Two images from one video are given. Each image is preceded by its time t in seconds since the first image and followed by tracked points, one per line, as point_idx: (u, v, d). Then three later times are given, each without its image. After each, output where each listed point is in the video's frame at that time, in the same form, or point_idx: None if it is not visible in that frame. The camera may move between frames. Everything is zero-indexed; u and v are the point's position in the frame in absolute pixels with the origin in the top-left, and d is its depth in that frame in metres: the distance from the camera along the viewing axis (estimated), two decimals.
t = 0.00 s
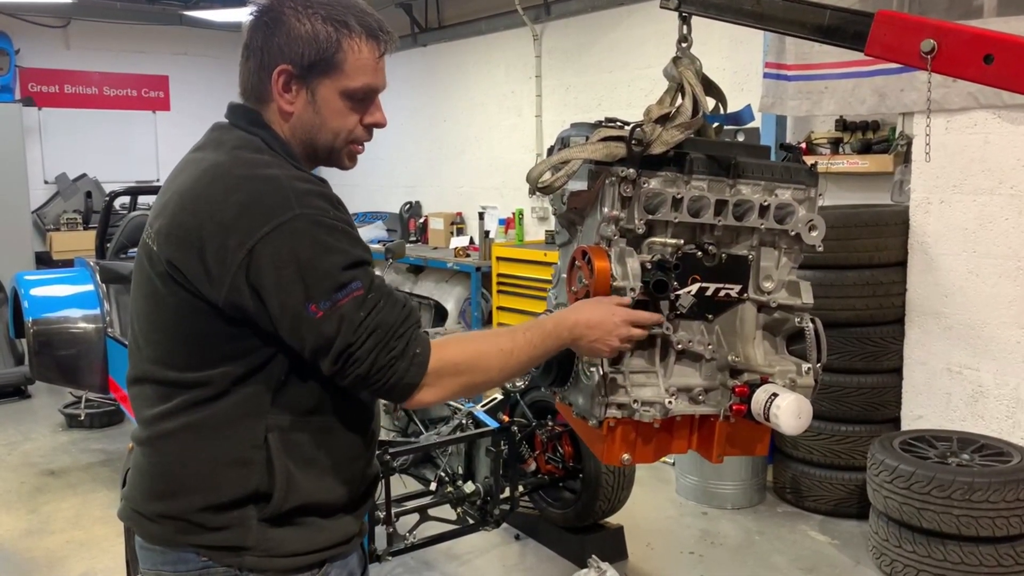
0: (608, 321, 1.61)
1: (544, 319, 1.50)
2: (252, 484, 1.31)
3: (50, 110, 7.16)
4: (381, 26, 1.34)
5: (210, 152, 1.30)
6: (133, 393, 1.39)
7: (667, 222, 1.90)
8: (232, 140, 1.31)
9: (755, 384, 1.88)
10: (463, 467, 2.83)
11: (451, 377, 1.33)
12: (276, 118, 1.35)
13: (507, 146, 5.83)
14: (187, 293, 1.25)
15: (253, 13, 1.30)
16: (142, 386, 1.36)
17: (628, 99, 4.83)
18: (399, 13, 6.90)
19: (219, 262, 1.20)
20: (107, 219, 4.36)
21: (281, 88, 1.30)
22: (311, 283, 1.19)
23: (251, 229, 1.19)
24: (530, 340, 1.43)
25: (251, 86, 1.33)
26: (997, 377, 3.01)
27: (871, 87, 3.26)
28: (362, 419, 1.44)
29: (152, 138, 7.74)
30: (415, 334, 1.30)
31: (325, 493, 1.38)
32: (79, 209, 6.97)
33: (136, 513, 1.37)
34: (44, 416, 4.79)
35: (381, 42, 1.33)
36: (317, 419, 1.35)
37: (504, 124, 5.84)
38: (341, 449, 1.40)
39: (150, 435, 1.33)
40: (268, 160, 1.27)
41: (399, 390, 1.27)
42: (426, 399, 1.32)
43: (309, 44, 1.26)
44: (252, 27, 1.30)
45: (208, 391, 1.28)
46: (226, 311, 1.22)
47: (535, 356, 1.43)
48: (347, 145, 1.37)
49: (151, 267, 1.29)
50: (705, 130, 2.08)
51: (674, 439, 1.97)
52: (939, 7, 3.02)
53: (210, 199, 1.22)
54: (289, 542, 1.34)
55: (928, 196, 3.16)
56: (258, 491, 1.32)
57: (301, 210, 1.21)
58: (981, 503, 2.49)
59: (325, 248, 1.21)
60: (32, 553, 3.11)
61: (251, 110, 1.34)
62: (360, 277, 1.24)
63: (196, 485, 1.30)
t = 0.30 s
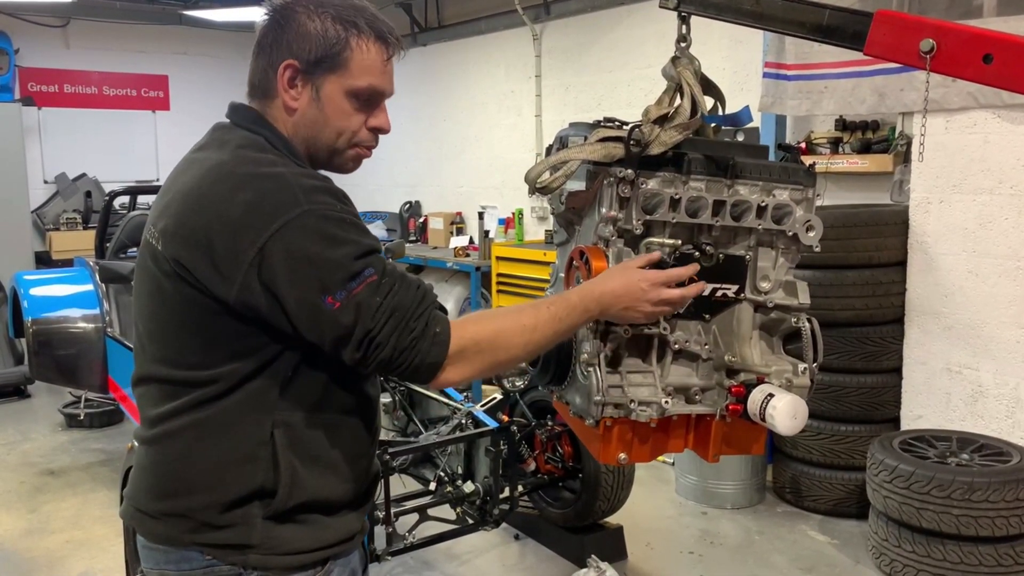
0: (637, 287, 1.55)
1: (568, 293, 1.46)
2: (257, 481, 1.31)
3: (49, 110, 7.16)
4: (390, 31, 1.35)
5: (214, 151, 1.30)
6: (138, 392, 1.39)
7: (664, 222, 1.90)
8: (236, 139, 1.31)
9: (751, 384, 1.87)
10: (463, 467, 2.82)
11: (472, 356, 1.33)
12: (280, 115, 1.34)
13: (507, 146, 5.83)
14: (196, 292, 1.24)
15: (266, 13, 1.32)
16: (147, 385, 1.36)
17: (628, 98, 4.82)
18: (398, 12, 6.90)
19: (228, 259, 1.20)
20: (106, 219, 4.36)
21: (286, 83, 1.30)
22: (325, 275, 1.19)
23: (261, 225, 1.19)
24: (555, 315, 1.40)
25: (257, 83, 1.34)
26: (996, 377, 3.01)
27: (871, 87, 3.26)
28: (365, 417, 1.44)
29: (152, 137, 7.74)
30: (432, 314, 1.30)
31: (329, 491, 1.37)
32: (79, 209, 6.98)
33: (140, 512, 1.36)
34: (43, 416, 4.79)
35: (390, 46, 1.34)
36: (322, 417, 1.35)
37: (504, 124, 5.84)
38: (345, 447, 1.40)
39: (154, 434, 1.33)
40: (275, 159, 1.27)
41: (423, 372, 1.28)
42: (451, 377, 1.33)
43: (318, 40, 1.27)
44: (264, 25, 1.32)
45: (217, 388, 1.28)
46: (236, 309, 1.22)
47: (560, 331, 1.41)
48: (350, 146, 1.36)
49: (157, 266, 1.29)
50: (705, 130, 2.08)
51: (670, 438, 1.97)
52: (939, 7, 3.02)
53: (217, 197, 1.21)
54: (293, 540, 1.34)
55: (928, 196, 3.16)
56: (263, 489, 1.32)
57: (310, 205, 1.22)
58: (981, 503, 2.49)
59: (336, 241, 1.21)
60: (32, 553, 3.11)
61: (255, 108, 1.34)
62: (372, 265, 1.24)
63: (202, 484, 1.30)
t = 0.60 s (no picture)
0: (638, 291, 1.53)
1: (573, 294, 1.46)
2: (258, 479, 1.30)
3: (49, 111, 7.15)
4: (400, 36, 1.35)
5: (223, 151, 1.30)
6: (141, 389, 1.38)
7: (666, 222, 1.90)
8: (245, 139, 1.31)
9: (755, 384, 1.87)
10: (462, 467, 2.82)
11: (478, 353, 1.34)
12: (289, 117, 1.34)
13: (507, 146, 5.83)
14: (202, 289, 1.24)
15: (276, 15, 1.31)
16: (151, 381, 1.35)
17: (628, 98, 4.82)
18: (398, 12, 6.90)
19: (235, 258, 1.19)
20: (105, 219, 4.35)
21: (296, 87, 1.30)
22: (332, 274, 1.19)
23: (269, 224, 1.19)
24: (563, 313, 1.40)
25: (267, 85, 1.33)
26: (996, 377, 3.00)
27: (870, 87, 3.25)
28: (367, 415, 1.43)
29: (152, 138, 7.74)
30: (439, 311, 1.31)
31: (330, 489, 1.37)
32: (78, 209, 6.97)
33: (142, 508, 1.36)
34: (43, 416, 4.78)
35: (399, 51, 1.34)
36: (324, 415, 1.35)
37: (504, 124, 5.83)
38: (347, 446, 1.39)
39: (158, 431, 1.33)
40: (282, 160, 1.27)
41: (432, 368, 1.28)
42: (460, 374, 1.33)
43: (329, 45, 1.27)
44: (274, 28, 1.31)
45: (221, 386, 1.28)
46: (242, 307, 1.21)
47: (568, 329, 1.40)
48: (357, 150, 1.36)
49: (162, 263, 1.28)
50: (705, 130, 2.07)
51: (673, 439, 1.97)
52: (939, 6, 3.02)
53: (224, 196, 1.21)
54: (294, 537, 1.34)
55: (928, 196, 3.16)
56: (264, 486, 1.31)
57: (317, 205, 1.22)
58: (981, 503, 2.49)
59: (343, 240, 1.21)
60: (32, 554, 3.11)
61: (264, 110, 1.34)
62: (379, 264, 1.25)
63: (204, 481, 1.30)
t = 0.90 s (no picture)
0: (640, 292, 1.53)
1: (574, 295, 1.46)
2: (258, 479, 1.30)
3: (50, 112, 7.16)
4: (401, 37, 1.35)
5: (225, 152, 1.30)
6: (143, 389, 1.38)
7: (669, 224, 1.90)
8: (249, 141, 1.31)
9: (761, 385, 1.87)
10: (463, 470, 2.83)
11: (481, 353, 1.33)
12: (293, 120, 1.34)
13: (507, 147, 5.83)
14: (203, 290, 1.24)
15: (277, 18, 1.31)
16: (153, 382, 1.35)
17: (628, 100, 4.82)
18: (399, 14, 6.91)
19: (236, 258, 1.19)
20: (106, 221, 4.35)
21: (299, 90, 1.30)
22: (333, 273, 1.19)
23: (269, 224, 1.19)
24: (566, 313, 1.40)
25: (269, 88, 1.33)
26: (998, 378, 3.00)
27: (871, 88, 3.25)
28: (368, 417, 1.43)
29: (152, 140, 7.74)
30: (440, 311, 1.30)
31: (329, 491, 1.37)
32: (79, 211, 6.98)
33: (142, 508, 1.36)
34: (44, 418, 4.78)
35: (400, 52, 1.34)
36: (324, 417, 1.34)
37: (504, 125, 5.83)
38: (347, 447, 1.39)
39: (158, 431, 1.33)
40: (284, 161, 1.27)
41: (432, 368, 1.28)
42: (461, 374, 1.32)
43: (332, 47, 1.27)
44: (276, 31, 1.31)
45: (221, 386, 1.27)
46: (242, 308, 1.21)
47: (571, 329, 1.40)
48: (360, 151, 1.36)
49: (164, 264, 1.28)
50: (706, 131, 2.07)
51: (679, 441, 1.96)
52: (940, 7, 3.01)
53: (225, 196, 1.21)
54: (292, 539, 1.34)
55: (928, 197, 3.16)
56: (263, 487, 1.31)
57: (318, 205, 1.22)
58: (983, 504, 2.49)
59: (343, 240, 1.21)
60: (32, 556, 3.10)
61: (266, 113, 1.34)
62: (380, 264, 1.24)
63: (204, 481, 1.30)
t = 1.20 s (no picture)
0: (643, 278, 1.52)
1: (576, 288, 1.45)
2: (258, 482, 1.30)
3: (50, 114, 7.16)
4: (397, 34, 1.34)
5: (224, 153, 1.30)
6: (143, 392, 1.38)
7: (669, 225, 1.89)
8: (249, 142, 1.30)
9: (762, 387, 1.88)
10: (464, 472, 2.82)
11: (482, 353, 1.33)
12: (292, 121, 1.33)
13: (508, 149, 5.83)
14: (203, 291, 1.24)
15: (274, 20, 1.31)
16: (153, 385, 1.35)
17: (628, 101, 4.82)
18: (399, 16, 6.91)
19: (236, 258, 1.19)
20: (106, 223, 4.35)
21: (298, 91, 1.29)
22: (333, 274, 1.18)
23: (269, 225, 1.18)
24: (566, 311, 1.39)
25: (268, 90, 1.33)
26: (999, 380, 2.99)
27: (872, 89, 3.25)
28: (370, 420, 1.43)
29: (153, 141, 7.74)
30: (440, 312, 1.30)
31: (329, 494, 1.36)
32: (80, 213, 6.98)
33: (142, 511, 1.36)
34: (44, 420, 4.78)
35: (397, 49, 1.33)
36: (324, 420, 1.34)
37: (505, 127, 5.83)
38: (348, 450, 1.38)
39: (159, 434, 1.32)
40: (283, 162, 1.26)
41: (432, 369, 1.27)
42: (463, 376, 1.32)
43: (329, 46, 1.27)
44: (273, 32, 1.31)
45: (221, 389, 1.27)
46: (242, 310, 1.21)
47: (572, 327, 1.39)
48: (361, 151, 1.36)
49: (164, 266, 1.28)
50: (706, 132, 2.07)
51: (680, 443, 1.96)
52: (940, 8, 3.01)
53: (224, 197, 1.21)
54: (293, 542, 1.33)
55: (929, 199, 3.15)
56: (263, 490, 1.31)
57: (317, 206, 1.21)
58: (984, 506, 2.48)
59: (343, 241, 1.21)
60: (32, 558, 3.10)
61: (266, 115, 1.34)
62: (380, 265, 1.24)
63: (204, 484, 1.29)
